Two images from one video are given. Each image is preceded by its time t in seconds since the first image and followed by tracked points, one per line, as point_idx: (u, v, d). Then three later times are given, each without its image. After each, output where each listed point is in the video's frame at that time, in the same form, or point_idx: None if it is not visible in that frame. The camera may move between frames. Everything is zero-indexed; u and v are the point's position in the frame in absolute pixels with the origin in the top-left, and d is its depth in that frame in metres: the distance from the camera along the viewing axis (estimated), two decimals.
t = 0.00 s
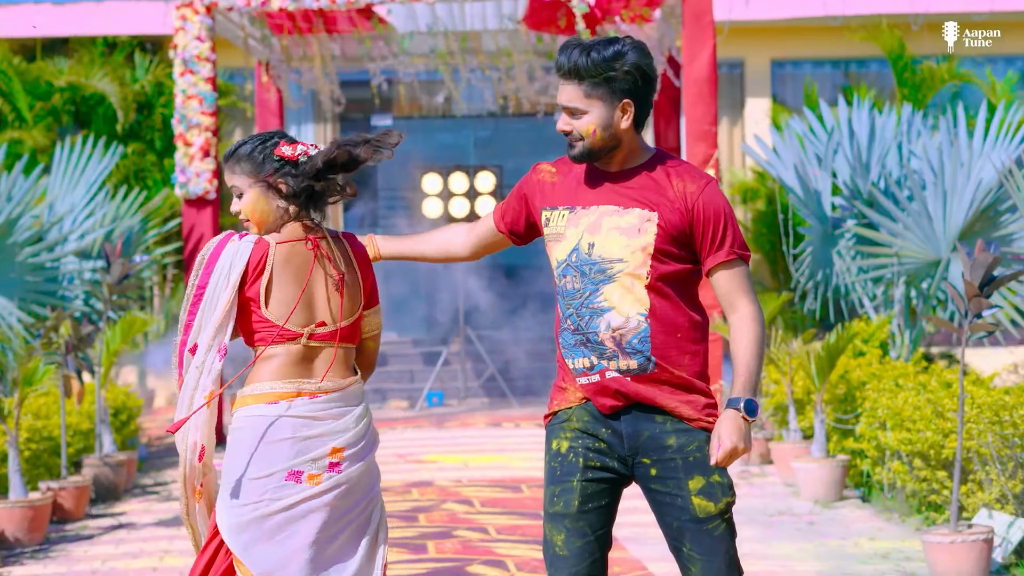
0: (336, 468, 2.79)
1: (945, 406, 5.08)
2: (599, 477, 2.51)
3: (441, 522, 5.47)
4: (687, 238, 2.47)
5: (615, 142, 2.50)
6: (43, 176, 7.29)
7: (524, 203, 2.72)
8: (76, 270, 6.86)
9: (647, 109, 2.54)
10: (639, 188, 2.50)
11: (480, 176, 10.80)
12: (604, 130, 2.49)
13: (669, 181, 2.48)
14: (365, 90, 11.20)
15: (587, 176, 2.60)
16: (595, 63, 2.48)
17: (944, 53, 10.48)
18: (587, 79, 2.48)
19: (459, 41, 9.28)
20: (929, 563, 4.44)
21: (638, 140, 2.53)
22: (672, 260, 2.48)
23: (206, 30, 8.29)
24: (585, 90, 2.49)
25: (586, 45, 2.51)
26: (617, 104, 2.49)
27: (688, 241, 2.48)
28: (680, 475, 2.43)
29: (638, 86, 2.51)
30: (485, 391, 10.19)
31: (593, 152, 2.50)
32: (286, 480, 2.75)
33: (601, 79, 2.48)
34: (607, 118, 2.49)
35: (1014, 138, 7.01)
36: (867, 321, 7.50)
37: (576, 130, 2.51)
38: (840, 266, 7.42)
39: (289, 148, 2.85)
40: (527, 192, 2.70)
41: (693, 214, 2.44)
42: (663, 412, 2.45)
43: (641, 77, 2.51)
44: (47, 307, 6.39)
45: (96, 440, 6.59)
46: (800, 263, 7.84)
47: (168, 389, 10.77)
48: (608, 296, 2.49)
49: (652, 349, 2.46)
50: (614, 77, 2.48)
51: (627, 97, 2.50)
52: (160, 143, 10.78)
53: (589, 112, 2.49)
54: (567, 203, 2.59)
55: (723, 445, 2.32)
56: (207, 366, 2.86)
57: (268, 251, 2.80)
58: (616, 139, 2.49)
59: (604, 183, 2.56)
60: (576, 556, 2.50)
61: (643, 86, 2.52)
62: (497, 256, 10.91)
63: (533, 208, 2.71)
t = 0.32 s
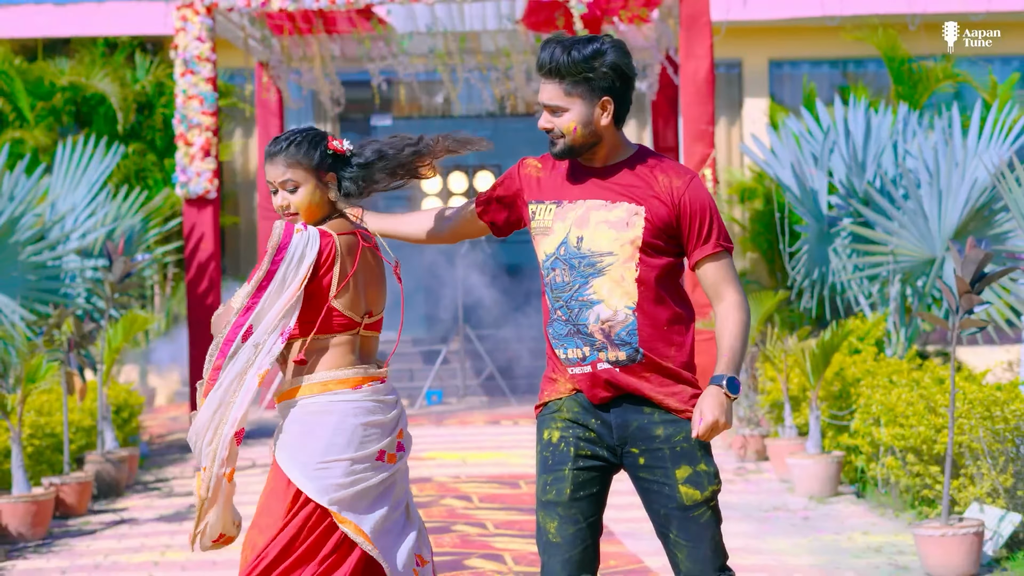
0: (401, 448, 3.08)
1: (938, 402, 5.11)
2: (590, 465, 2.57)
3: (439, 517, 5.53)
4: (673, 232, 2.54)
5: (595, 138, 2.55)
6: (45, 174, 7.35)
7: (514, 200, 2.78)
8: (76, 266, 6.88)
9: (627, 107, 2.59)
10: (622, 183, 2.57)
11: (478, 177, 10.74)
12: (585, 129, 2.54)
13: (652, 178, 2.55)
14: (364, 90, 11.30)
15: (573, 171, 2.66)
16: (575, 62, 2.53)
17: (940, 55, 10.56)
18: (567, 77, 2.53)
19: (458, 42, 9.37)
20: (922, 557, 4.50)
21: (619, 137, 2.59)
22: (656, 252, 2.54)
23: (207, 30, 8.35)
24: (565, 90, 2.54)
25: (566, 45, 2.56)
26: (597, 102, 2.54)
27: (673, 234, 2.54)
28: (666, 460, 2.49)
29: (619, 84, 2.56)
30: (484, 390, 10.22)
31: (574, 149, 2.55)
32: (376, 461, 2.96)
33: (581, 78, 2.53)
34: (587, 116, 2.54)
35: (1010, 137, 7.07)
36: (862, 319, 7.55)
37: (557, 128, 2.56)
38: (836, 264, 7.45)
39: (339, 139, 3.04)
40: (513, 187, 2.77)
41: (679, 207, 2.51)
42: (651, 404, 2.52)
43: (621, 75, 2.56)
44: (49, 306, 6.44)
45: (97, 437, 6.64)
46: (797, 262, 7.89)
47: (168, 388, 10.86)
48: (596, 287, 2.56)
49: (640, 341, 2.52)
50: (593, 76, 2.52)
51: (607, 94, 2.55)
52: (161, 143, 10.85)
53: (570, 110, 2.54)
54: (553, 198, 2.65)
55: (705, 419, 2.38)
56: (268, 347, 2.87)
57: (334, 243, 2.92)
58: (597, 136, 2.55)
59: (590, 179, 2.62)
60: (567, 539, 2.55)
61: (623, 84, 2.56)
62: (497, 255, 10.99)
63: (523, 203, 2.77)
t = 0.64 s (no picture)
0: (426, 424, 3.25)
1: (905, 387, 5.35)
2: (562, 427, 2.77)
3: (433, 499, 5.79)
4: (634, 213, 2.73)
5: (545, 137, 2.73)
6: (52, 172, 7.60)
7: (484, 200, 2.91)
8: (83, 263, 7.27)
9: (570, 103, 2.75)
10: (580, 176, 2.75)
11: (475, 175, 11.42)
12: (532, 130, 2.71)
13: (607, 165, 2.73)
14: (363, 91, 11.57)
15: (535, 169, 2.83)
16: (514, 69, 2.69)
17: (925, 57, 10.81)
18: (509, 85, 2.70)
19: (454, 43, 9.62)
20: (889, 532, 4.73)
21: (570, 129, 2.76)
22: (620, 233, 2.73)
23: (209, 33, 8.60)
24: (509, 97, 2.72)
25: (503, 56, 2.73)
26: (540, 103, 2.71)
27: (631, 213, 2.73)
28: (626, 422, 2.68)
29: (559, 82, 2.72)
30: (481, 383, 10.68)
31: (525, 150, 2.73)
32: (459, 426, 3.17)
33: (521, 83, 2.69)
34: (533, 117, 2.71)
35: (987, 135, 7.31)
36: (845, 312, 7.74)
37: (508, 133, 2.73)
38: (819, 258, 7.68)
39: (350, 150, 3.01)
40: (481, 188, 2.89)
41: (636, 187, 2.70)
42: (616, 370, 2.70)
43: (559, 74, 2.71)
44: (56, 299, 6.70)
45: (104, 424, 6.90)
46: (782, 256, 8.13)
47: (171, 382, 11.06)
48: (569, 276, 2.74)
49: (606, 320, 2.72)
50: (532, 80, 2.69)
51: (548, 94, 2.71)
52: (164, 143, 11.09)
53: (516, 114, 2.71)
54: (521, 190, 2.82)
55: (664, 371, 2.51)
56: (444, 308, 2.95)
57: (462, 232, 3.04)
58: (544, 135, 2.72)
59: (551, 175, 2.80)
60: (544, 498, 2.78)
61: (563, 82, 2.72)
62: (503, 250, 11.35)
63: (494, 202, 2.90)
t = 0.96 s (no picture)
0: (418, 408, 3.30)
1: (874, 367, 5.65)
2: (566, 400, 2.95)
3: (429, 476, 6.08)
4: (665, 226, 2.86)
5: (594, 149, 2.85)
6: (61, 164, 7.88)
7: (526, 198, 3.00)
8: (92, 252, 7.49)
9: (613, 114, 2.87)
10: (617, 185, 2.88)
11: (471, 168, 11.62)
12: (582, 143, 2.83)
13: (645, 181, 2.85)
14: (363, 88, 11.89)
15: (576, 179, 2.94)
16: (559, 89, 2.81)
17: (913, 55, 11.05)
18: (556, 104, 2.81)
19: (452, 42, 9.88)
20: (856, 502, 5.02)
21: (613, 142, 2.88)
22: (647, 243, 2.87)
23: (213, 31, 8.89)
24: (558, 115, 2.83)
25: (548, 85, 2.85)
26: (586, 117, 2.82)
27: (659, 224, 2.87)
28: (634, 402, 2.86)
29: (603, 95, 2.83)
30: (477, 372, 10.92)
31: (576, 162, 2.85)
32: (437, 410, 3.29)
33: (567, 101, 2.80)
34: (582, 132, 2.82)
35: (965, 130, 7.56)
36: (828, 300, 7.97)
37: (558, 148, 2.86)
38: (803, 249, 7.93)
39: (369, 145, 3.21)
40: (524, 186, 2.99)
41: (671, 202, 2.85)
42: (629, 352, 2.87)
43: (602, 88, 2.83)
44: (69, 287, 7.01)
45: (114, 407, 7.20)
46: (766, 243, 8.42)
47: (176, 372, 11.52)
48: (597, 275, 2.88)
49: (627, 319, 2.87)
50: (578, 97, 2.80)
51: (593, 108, 2.82)
52: (170, 138, 11.36)
53: (566, 130, 2.82)
54: (564, 198, 2.93)
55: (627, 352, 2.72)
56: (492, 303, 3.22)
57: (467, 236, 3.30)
58: (594, 147, 2.84)
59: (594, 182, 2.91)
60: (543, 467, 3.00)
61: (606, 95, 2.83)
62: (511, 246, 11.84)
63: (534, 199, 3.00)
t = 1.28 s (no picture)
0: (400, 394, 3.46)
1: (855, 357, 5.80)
2: (556, 383, 3.45)
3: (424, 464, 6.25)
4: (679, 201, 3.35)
5: (603, 170, 3.23)
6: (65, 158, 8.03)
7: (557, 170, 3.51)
8: (94, 244, 7.77)
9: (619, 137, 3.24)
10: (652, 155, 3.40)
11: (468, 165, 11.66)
12: (594, 166, 3.20)
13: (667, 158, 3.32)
14: (360, 82, 12.03)
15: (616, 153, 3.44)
16: (578, 117, 3.14)
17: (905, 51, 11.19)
18: (574, 133, 3.15)
19: (447, 37, 10.04)
20: (836, 488, 5.17)
21: (618, 154, 3.27)
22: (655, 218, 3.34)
23: (212, 27, 9.03)
24: (573, 141, 3.17)
25: (563, 103, 3.16)
26: (599, 143, 3.18)
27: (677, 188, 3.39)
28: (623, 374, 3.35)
29: (613, 122, 3.19)
30: (473, 363, 10.99)
31: (586, 182, 3.22)
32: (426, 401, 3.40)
33: (583, 128, 3.15)
34: (595, 156, 3.19)
35: (949, 126, 7.73)
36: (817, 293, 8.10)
37: (573, 169, 3.22)
38: (791, 242, 8.10)
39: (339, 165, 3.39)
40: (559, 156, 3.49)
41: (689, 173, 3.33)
42: (617, 334, 3.38)
43: (613, 116, 3.18)
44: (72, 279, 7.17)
45: (115, 397, 7.35)
46: (755, 238, 8.57)
47: (177, 363, 11.66)
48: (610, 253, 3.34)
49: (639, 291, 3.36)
50: (593, 125, 3.15)
51: (605, 134, 3.18)
52: (170, 133, 11.50)
53: (582, 155, 3.19)
54: (573, 203, 3.35)
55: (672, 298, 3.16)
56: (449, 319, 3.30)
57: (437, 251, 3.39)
58: (604, 169, 3.23)
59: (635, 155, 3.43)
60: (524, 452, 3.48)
61: (616, 122, 3.19)
62: (514, 240, 11.77)
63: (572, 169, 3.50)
